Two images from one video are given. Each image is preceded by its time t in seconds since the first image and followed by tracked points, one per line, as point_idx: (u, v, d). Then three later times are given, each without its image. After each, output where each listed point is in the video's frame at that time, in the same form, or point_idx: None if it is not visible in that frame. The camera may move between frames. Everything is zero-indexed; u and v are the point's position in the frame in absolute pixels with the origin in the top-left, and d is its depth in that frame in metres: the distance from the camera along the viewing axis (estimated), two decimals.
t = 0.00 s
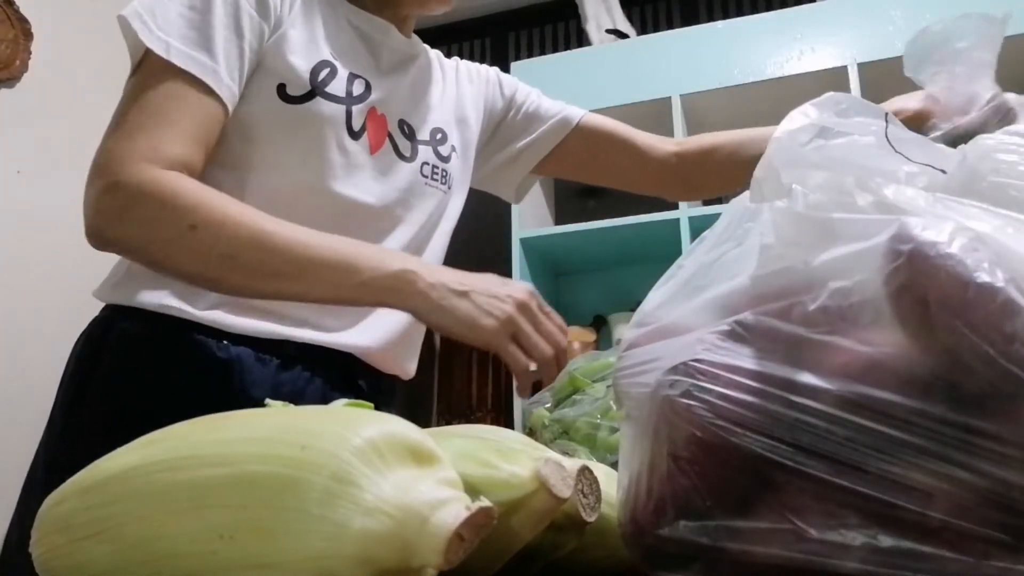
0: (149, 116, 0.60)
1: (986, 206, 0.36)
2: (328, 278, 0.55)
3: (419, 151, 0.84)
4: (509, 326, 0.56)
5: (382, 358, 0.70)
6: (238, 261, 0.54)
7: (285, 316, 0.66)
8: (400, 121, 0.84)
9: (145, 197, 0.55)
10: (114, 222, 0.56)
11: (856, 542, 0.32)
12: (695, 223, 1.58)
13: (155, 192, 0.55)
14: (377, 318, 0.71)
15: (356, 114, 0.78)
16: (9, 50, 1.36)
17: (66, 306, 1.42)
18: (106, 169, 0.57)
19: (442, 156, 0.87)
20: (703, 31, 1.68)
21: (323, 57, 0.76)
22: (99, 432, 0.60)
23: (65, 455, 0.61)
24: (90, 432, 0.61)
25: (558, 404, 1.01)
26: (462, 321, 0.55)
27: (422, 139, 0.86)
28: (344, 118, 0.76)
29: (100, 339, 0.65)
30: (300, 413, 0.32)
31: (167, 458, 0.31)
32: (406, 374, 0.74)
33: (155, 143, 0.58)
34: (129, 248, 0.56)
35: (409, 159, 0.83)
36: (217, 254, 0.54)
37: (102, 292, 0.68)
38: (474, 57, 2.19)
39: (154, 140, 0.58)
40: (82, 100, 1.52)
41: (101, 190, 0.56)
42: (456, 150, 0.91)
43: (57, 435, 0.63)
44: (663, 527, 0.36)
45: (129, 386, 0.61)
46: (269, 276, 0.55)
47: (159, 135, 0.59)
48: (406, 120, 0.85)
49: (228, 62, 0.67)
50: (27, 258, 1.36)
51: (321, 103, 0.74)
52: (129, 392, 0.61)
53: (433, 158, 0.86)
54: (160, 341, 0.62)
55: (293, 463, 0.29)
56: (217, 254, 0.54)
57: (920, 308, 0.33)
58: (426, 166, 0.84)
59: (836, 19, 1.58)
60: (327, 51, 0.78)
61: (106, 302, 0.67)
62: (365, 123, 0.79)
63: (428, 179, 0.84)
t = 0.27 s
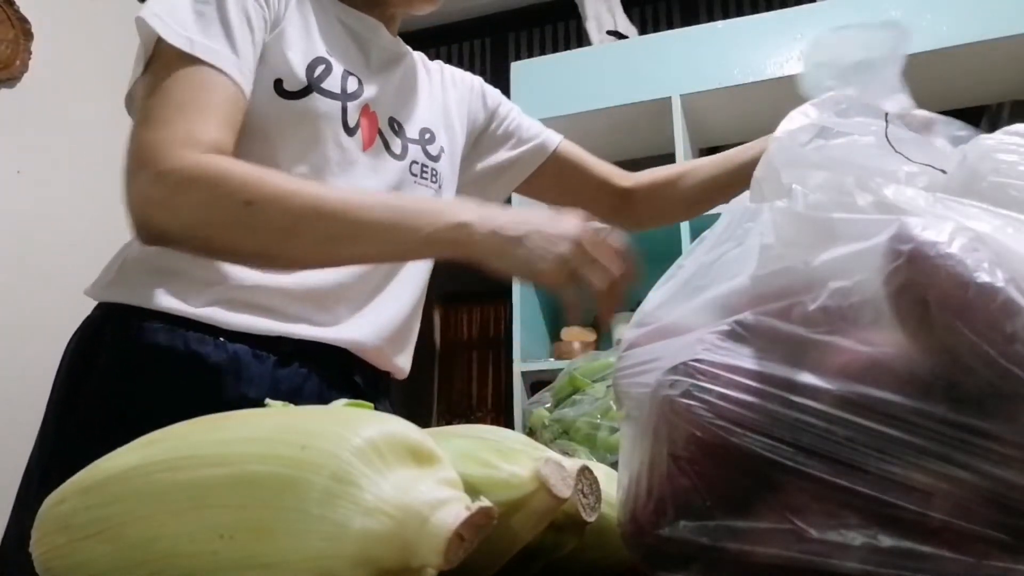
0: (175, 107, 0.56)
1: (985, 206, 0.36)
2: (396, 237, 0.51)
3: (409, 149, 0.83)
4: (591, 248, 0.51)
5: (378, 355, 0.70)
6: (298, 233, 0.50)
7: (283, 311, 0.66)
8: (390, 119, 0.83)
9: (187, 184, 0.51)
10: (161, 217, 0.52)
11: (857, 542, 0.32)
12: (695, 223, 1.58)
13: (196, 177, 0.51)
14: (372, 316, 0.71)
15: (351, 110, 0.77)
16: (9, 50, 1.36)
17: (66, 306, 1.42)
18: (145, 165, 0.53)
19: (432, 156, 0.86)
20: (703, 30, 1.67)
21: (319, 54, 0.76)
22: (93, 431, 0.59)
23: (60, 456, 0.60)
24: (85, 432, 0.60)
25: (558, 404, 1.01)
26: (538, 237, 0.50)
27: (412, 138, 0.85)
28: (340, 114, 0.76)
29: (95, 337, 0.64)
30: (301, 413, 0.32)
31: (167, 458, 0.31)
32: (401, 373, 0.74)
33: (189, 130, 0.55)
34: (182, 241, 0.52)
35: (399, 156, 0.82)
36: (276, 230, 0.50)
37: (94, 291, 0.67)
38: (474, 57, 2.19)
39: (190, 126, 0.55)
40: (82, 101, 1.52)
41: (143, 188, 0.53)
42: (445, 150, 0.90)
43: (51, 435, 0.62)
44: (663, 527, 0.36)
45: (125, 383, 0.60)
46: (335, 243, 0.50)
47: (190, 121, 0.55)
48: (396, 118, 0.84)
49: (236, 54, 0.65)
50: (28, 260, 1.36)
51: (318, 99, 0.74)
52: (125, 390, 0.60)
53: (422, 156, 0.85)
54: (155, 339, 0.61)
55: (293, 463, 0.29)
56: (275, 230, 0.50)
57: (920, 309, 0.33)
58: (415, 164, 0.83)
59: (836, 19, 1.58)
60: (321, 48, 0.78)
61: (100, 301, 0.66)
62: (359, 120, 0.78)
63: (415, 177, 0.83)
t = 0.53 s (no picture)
0: (274, 84, 0.56)
1: (986, 206, 0.36)
2: (525, 163, 0.57)
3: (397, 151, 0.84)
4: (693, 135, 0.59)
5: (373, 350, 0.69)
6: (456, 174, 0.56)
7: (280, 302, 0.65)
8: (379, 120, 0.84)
9: (345, 158, 0.54)
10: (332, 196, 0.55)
11: (857, 542, 0.32)
12: (695, 223, 1.58)
13: (349, 149, 0.54)
14: (367, 310, 0.70)
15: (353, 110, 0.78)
16: (9, 50, 1.36)
17: (66, 306, 1.42)
18: (289, 152, 0.54)
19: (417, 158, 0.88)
20: (703, 30, 1.67)
21: (325, 51, 0.76)
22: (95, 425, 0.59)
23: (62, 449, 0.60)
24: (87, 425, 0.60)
25: (558, 404, 1.01)
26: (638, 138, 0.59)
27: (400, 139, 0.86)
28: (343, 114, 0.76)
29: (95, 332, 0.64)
30: (300, 413, 0.32)
31: (167, 458, 0.31)
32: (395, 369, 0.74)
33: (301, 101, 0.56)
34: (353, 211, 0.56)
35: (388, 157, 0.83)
36: (439, 179, 0.55)
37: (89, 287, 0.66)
38: (474, 57, 2.19)
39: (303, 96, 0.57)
40: (82, 101, 1.52)
41: (301, 173, 0.54)
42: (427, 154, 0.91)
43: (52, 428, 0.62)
44: (663, 527, 0.36)
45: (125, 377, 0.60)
46: (489, 181, 0.56)
47: (296, 93, 0.56)
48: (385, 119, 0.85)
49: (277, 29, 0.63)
50: (28, 261, 1.36)
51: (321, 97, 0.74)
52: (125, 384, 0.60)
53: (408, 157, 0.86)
54: (155, 337, 0.61)
55: (294, 463, 0.29)
56: (437, 180, 0.55)
57: (920, 308, 0.33)
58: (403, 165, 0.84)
59: (837, 19, 1.58)
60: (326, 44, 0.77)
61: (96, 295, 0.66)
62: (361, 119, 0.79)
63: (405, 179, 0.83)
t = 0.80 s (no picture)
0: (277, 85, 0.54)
1: (986, 206, 0.36)
2: (544, 157, 0.52)
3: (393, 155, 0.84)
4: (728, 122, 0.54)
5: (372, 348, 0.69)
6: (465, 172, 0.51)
7: (280, 297, 0.64)
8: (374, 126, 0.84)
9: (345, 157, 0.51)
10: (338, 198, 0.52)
11: (857, 542, 0.32)
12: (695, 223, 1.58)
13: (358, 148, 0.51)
14: (365, 307, 0.71)
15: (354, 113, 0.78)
16: (9, 50, 1.36)
17: (66, 306, 1.42)
18: (292, 155, 0.52)
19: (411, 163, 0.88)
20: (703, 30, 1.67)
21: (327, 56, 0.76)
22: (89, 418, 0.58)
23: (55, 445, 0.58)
24: (80, 419, 0.58)
25: (558, 404, 1.01)
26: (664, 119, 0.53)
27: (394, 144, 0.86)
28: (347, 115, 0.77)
29: (92, 327, 0.63)
30: (301, 413, 0.32)
31: (168, 457, 0.31)
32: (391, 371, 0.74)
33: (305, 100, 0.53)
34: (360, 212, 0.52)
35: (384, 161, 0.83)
36: (448, 177, 0.51)
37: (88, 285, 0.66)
38: (474, 57, 2.18)
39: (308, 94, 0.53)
40: (82, 101, 1.52)
41: (303, 175, 0.52)
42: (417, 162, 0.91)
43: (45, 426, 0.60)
44: (663, 527, 0.36)
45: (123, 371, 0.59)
46: (501, 175, 0.52)
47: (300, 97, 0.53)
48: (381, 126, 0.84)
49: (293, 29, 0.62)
50: (28, 258, 1.36)
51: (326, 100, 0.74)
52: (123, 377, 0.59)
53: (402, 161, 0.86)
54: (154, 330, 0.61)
55: (294, 463, 0.29)
56: (443, 179, 0.51)
57: (920, 308, 0.33)
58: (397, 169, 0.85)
59: (837, 19, 1.58)
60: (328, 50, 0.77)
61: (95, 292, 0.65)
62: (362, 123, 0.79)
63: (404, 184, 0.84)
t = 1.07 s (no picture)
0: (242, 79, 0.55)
1: (986, 206, 0.36)
2: (491, 120, 0.52)
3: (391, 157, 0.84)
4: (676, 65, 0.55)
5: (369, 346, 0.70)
6: (412, 139, 0.51)
7: (277, 292, 0.65)
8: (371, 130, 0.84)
9: (286, 132, 0.50)
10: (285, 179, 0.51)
11: (857, 542, 0.32)
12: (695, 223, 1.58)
13: (303, 125, 0.50)
14: (362, 306, 0.71)
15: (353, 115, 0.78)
16: (9, 50, 1.36)
17: (67, 306, 1.42)
18: (241, 139, 0.52)
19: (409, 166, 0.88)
20: (702, 31, 1.67)
21: (323, 60, 0.76)
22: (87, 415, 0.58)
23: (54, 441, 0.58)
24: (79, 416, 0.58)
25: (558, 404, 1.01)
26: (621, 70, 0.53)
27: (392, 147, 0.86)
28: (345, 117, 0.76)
29: (93, 323, 0.63)
30: (300, 413, 0.32)
31: (168, 457, 0.31)
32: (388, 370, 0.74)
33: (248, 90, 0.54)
34: (310, 192, 0.51)
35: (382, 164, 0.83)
36: (394, 146, 0.51)
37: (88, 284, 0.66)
38: (474, 57, 2.18)
39: (252, 82, 0.54)
40: (81, 101, 1.52)
41: (251, 159, 0.51)
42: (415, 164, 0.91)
43: (45, 422, 0.60)
44: (663, 527, 0.36)
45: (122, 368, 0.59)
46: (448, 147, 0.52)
47: (258, 86, 0.54)
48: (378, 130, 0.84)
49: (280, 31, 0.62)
50: (28, 258, 1.36)
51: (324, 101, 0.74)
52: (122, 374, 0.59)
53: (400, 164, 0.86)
54: (151, 327, 0.60)
55: (294, 463, 0.29)
56: (388, 152, 0.51)
57: (920, 308, 0.33)
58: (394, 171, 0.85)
59: (837, 19, 1.58)
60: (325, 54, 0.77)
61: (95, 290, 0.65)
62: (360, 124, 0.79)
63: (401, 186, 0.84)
